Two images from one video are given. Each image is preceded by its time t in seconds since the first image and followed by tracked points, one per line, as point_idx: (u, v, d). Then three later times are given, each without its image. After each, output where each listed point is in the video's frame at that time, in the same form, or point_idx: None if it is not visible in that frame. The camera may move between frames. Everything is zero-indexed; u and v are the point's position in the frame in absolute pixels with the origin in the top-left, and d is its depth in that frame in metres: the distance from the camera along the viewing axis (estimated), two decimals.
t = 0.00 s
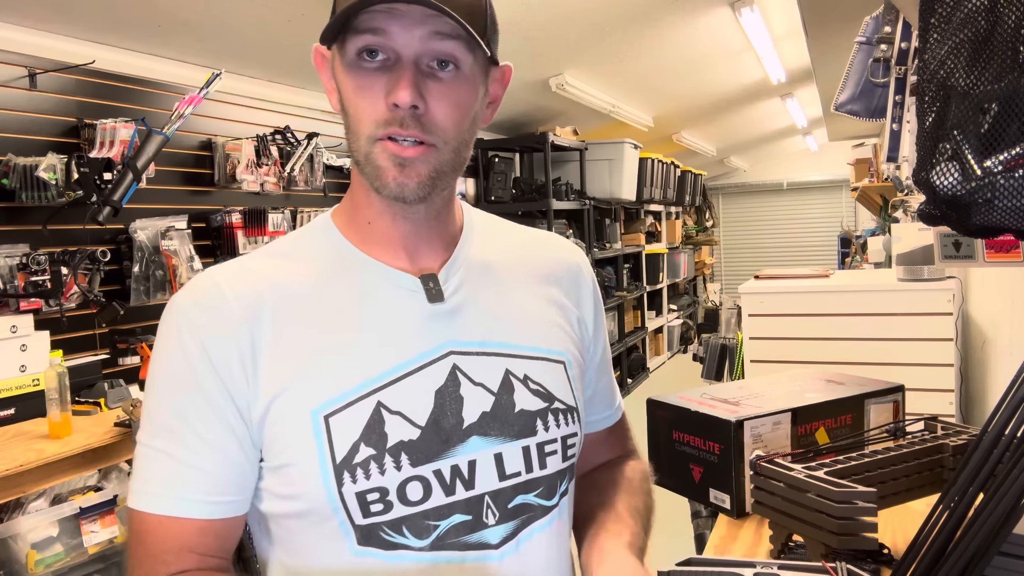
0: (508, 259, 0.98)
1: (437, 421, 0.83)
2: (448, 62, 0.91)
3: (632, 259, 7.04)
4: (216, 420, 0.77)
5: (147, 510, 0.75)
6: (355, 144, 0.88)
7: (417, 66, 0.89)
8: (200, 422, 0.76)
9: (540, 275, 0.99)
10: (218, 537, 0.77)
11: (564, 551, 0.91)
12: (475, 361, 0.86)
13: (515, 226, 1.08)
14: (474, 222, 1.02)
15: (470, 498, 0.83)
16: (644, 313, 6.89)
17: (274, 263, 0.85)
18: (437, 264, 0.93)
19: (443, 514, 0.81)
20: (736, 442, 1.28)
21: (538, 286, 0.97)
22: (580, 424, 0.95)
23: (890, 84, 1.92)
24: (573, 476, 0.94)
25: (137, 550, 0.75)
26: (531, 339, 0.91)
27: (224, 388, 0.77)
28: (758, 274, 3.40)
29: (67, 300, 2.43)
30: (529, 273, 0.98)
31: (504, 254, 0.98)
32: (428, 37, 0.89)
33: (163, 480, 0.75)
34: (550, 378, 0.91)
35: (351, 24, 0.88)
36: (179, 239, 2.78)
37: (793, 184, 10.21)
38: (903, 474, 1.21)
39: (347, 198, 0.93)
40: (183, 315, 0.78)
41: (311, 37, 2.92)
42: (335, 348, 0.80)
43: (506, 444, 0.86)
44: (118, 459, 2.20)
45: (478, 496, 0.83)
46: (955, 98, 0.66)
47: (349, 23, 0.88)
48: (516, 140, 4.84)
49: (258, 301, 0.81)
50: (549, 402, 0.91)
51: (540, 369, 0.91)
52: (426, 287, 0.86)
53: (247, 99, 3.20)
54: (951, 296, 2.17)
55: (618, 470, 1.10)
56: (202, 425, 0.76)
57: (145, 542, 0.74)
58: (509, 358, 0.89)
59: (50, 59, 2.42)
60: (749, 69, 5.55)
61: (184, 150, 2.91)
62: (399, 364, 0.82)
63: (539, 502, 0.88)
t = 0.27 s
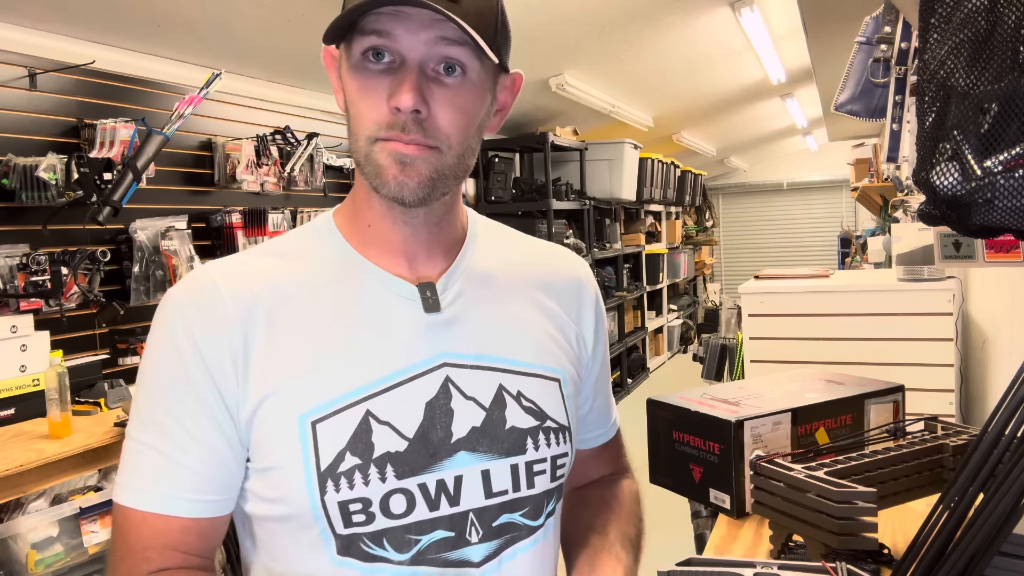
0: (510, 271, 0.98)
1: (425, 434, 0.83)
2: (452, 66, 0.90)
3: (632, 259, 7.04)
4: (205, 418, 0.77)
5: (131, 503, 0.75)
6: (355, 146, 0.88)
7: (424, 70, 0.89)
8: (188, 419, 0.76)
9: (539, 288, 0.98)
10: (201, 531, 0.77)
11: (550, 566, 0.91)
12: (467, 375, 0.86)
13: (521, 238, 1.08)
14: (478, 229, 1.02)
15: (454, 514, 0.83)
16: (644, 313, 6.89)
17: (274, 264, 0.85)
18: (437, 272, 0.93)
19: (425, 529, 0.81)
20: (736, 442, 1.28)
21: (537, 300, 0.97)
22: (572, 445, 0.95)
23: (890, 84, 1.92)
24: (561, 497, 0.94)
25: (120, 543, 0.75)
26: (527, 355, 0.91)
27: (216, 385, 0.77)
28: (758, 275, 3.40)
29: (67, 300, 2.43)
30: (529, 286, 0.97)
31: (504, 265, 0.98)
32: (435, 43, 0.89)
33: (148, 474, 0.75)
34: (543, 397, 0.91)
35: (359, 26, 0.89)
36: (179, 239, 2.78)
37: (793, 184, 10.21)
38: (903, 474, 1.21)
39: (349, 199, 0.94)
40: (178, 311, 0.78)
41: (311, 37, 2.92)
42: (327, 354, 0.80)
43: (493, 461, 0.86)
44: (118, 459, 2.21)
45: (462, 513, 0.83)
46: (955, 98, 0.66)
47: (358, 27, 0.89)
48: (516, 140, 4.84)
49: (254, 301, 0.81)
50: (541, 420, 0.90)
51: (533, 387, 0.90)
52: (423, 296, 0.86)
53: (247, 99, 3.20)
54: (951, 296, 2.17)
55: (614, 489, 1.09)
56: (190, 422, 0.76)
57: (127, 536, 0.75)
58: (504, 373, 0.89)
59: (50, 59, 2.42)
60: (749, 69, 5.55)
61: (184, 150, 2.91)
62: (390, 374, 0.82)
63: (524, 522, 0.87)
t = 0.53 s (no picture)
0: (501, 271, 0.98)
1: (414, 431, 0.83)
2: (487, 98, 0.89)
3: (632, 259, 7.05)
4: (199, 411, 0.76)
5: (122, 498, 0.74)
6: (385, 169, 0.84)
7: (464, 97, 0.86)
8: (182, 412, 0.76)
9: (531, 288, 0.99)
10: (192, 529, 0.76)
11: (546, 562, 0.92)
12: (457, 372, 0.86)
13: (515, 239, 1.08)
14: (472, 229, 1.02)
15: (442, 512, 0.83)
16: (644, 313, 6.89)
17: (267, 261, 0.85)
18: (429, 270, 0.92)
19: (414, 526, 0.81)
20: (736, 442, 1.28)
21: (529, 300, 0.97)
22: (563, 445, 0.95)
23: (890, 84, 1.92)
24: (552, 497, 0.94)
25: (105, 545, 0.73)
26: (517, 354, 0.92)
27: (210, 378, 0.77)
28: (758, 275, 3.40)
29: (67, 300, 2.43)
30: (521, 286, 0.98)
31: (497, 265, 0.99)
32: (478, 70, 0.86)
33: (140, 469, 0.74)
34: (534, 395, 0.91)
35: (394, 40, 0.82)
36: (179, 239, 2.78)
37: (793, 184, 10.21)
38: (903, 474, 1.21)
39: (350, 207, 0.91)
40: (173, 304, 0.78)
41: (311, 37, 2.92)
42: (320, 349, 0.81)
43: (482, 459, 0.86)
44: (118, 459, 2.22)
45: (450, 510, 0.84)
46: (955, 98, 0.66)
47: (395, 41, 0.82)
48: (516, 140, 4.84)
49: (248, 296, 0.81)
50: (532, 419, 0.91)
51: (524, 386, 0.91)
52: (415, 293, 0.86)
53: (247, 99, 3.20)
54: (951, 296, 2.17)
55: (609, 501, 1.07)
56: (184, 416, 0.76)
57: (115, 537, 0.73)
58: (494, 372, 0.89)
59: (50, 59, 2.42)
60: (749, 69, 5.55)
61: (184, 150, 2.91)
62: (381, 370, 0.82)
63: (513, 521, 0.88)
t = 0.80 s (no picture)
0: (499, 274, 1.00)
1: (420, 424, 0.83)
2: (518, 123, 0.89)
3: (632, 259, 7.04)
4: (218, 388, 0.74)
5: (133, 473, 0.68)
6: (417, 181, 0.84)
7: (503, 122, 0.86)
8: (202, 386, 0.73)
9: (526, 290, 1.01)
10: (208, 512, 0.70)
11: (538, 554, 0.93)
12: (461, 368, 0.87)
13: (507, 245, 1.10)
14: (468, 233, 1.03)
15: (444, 505, 0.83)
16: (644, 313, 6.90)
17: (276, 253, 0.85)
18: (434, 269, 0.93)
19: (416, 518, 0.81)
20: (736, 442, 1.28)
21: (525, 302, 0.99)
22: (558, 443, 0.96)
23: (890, 84, 1.92)
24: (546, 495, 0.95)
25: (110, 529, 0.65)
26: (516, 351, 0.93)
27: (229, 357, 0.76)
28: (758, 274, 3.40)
29: (67, 300, 2.43)
30: (516, 289, 1.00)
31: (494, 268, 1.00)
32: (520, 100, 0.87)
33: (152, 439, 0.69)
34: (532, 393, 0.93)
35: (444, 64, 0.82)
36: (179, 239, 2.77)
37: (793, 184, 10.21)
38: (903, 473, 1.21)
39: (364, 206, 0.90)
40: (189, 285, 0.77)
41: (311, 37, 2.92)
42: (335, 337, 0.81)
43: (482, 453, 0.87)
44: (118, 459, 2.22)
45: (451, 503, 0.83)
46: (955, 98, 0.66)
47: (445, 65, 0.82)
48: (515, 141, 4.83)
49: (264, 282, 0.81)
50: (530, 416, 0.92)
51: (523, 383, 0.92)
52: (422, 290, 0.87)
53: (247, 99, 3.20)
54: (951, 296, 2.17)
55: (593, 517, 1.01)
56: (203, 391, 0.73)
57: (125, 515, 0.66)
58: (495, 369, 0.90)
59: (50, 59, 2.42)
60: (749, 69, 5.55)
61: (184, 150, 2.91)
62: (392, 361, 0.83)
63: (512, 516, 0.88)
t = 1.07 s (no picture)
0: (500, 280, 1.02)
1: (433, 421, 0.83)
2: (532, 127, 0.91)
3: (632, 259, 7.05)
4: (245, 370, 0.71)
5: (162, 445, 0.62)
6: (437, 184, 0.84)
7: (522, 128, 0.87)
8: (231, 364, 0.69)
9: (524, 296, 1.03)
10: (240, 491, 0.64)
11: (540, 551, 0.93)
12: (471, 368, 0.88)
13: (501, 252, 1.11)
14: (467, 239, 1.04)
15: (455, 502, 0.83)
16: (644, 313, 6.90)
17: (287, 247, 0.84)
18: (442, 270, 0.93)
19: (430, 514, 0.81)
20: (736, 442, 1.28)
21: (525, 307, 1.01)
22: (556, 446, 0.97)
23: (889, 83, 1.92)
24: (547, 496, 0.95)
25: (138, 507, 0.57)
26: (520, 354, 0.94)
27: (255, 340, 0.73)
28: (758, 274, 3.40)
29: (67, 300, 2.43)
30: (515, 295, 1.02)
31: (494, 274, 1.01)
32: (539, 107, 0.88)
33: (181, 411, 0.63)
34: (535, 395, 0.94)
35: (471, 69, 0.81)
36: (179, 239, 2.77)
37: (793, 184, 10.21)
38: (903, 473, 1.21)
39: (376, 206, 0.90)
40: (209, 269, 0.75)
41: (311, 37, 2.92)
42: (354, 330, 0.80)
43: (490, 452, 0.87)
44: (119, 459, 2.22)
45: (461, 501, 0.83)
46: (955, 98, 0.66)
47: (473, 70, 0.81)
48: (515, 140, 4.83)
49: (283, 271, 0.80)
50: (534, 417, 0.92)
51: (527, 385, 0.93)
52: (435, 290, 0.88)
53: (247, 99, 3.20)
54: (951, 296, 2.17)
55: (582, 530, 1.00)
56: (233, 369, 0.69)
57: (157, 490, 0.59)
58: (502, 370, 0.91)
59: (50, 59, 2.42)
60: (749, 69, 5.55)
61: (184, 150, 2.91)
62: (408, 358, 0.83)
63: (517, 515, 0.89)
